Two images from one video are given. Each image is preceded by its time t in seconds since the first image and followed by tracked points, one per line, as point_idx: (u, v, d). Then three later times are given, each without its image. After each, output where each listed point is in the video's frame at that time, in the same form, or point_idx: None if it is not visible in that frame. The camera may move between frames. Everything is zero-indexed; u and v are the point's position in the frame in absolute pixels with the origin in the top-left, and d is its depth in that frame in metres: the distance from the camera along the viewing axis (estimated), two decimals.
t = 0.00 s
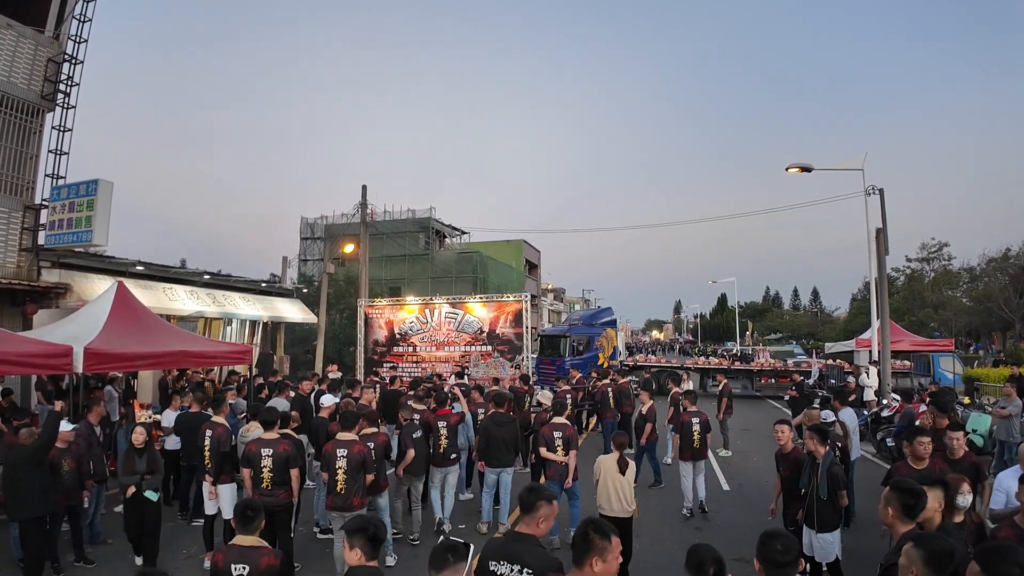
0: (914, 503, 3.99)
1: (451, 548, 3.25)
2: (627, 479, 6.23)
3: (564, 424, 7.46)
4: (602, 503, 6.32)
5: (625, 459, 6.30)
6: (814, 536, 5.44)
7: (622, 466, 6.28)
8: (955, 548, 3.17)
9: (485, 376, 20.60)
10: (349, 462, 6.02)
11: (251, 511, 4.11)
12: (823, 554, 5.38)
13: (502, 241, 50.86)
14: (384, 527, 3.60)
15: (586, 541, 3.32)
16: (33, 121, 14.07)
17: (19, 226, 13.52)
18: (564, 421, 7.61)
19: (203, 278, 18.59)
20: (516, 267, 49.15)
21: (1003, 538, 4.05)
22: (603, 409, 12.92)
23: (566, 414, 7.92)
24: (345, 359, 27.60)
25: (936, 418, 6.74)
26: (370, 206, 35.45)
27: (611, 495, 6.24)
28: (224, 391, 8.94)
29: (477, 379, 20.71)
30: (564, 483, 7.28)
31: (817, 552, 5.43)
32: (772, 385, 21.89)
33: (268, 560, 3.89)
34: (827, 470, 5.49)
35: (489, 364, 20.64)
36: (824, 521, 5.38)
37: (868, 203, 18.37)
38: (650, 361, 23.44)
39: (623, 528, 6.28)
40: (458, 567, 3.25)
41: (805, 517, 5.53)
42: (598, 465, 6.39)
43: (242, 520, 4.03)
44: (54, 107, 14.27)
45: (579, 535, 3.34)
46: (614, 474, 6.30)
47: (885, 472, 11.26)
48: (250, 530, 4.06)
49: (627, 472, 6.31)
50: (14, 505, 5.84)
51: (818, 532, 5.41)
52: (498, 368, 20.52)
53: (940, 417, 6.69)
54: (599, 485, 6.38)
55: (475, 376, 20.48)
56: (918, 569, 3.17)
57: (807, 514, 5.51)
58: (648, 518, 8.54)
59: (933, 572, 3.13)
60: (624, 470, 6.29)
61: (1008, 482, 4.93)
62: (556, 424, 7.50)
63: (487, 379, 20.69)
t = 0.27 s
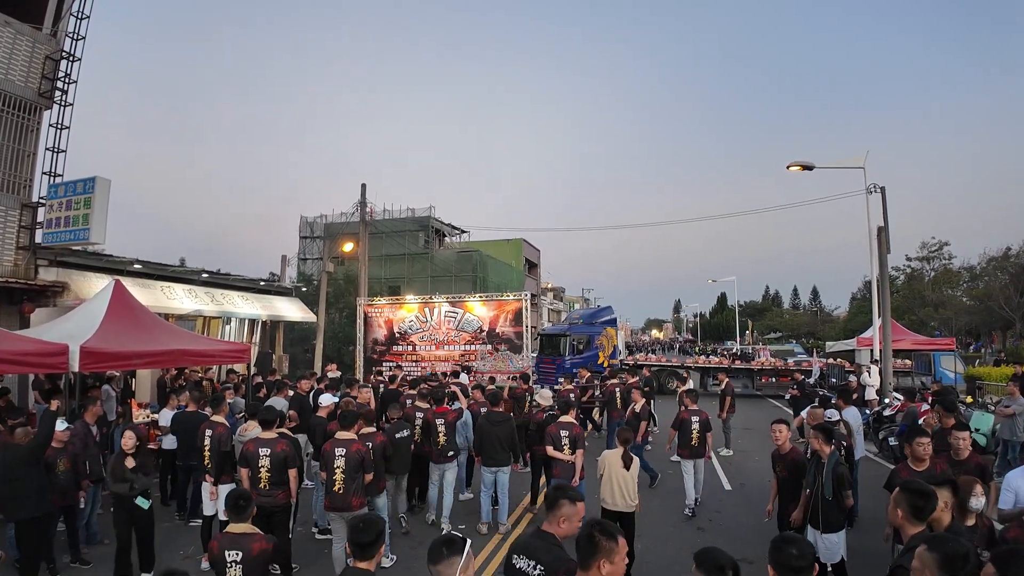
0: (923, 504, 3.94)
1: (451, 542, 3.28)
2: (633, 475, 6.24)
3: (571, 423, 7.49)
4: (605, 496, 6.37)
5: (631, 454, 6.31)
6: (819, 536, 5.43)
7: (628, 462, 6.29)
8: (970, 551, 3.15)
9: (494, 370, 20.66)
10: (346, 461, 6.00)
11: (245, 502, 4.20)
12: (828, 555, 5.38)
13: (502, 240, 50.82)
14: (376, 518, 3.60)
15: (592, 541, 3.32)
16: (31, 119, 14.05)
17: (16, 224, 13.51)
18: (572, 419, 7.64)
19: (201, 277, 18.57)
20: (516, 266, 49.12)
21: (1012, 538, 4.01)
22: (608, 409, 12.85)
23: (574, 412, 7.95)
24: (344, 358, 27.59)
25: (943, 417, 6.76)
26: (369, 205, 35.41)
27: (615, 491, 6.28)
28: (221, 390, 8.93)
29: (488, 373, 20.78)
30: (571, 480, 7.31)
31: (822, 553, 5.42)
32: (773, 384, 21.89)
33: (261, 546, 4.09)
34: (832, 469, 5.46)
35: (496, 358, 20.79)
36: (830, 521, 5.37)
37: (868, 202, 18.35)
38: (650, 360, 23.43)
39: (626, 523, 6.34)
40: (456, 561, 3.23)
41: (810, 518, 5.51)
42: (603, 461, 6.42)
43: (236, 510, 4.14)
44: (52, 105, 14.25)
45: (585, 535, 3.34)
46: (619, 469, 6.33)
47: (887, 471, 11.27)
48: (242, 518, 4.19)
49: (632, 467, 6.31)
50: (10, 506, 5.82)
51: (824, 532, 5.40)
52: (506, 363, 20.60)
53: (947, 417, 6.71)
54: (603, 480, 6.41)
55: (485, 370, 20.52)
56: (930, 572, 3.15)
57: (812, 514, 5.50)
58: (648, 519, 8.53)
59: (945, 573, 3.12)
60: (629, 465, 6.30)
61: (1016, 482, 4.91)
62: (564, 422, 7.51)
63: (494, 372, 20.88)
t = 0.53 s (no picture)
0: (937, 512, 3.86)
1: (459, 546, 3.26)
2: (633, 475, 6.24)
3: (581, 424, 7.58)
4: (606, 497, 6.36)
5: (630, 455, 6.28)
6: (824, 540, 5.42)
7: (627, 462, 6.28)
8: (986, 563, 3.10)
9: (501, 375, 20.24)
10: (348, 465, 5.98)
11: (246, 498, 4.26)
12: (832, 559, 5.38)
13: (503, 240, 50.80)
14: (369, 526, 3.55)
15: (599, 550, 3.28)
16: (27, 117, 14.03)
17: (13, 223, 13.50)
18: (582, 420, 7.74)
19: (199, 277, 18.54)
20: (516, 266, 49.10)
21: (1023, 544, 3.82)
22: (611, 410, 12.83)
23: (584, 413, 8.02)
24: (344, 358, 27.58)
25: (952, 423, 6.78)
26: (369, 204, 35.38)
27: (618, 492, 6.27)
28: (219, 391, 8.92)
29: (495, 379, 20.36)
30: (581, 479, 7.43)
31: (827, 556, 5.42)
32: (774, 384, 21.87)
33: (263, 540, 4.15)
34: (838, 472, 5.40)
35: (505, 364, 20.57)
36: (835, 525, 5.35)
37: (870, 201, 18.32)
38: (651, 360, 23.42)
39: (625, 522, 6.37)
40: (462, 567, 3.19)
41: (815, 521, 5.50)
42: (602, 462, 6.38)
43: (237, 507, 4.16)
44: (49, 103, 14.23)
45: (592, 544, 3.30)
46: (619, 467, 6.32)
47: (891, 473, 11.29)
48: (242, 515, 4.24)
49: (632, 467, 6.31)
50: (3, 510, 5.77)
51: (828, 537, 5.38)
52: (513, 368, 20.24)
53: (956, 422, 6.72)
54: (604, 480, 6.37)
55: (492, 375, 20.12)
56: None
57: (817, 517, 5.49)
58: (649, 521, 8.52)
59: None
60: (629, 466, 6.29)
61: None
62: (573, 423, 7.62)
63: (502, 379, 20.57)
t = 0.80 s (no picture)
0: (951, 517, 3.74)
1: (480, 549, 3.23)
2: (623, 476, 6.38)
3: (582, 425, 7.62)
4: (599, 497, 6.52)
5: (621, 456, 6.43)
6: (829, 544, 5.40)
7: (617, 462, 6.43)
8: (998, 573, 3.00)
9: (508, 372, 19.67)
10: (355, 468, 5.98)
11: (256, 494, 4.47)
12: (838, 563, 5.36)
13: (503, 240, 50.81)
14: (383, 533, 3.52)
15: (605, 561, 3.12)
16: (25, 117, 14.03)
17: (10, 224, 13.49)
18: (585, 421, 7.77)
19: (198, 277, 18.52)
20: (516, 266, 49.09)
21: None
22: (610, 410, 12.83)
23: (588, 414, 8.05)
24: (343, 358, 27.57)
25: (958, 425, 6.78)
26: (369, 205, 35.36)
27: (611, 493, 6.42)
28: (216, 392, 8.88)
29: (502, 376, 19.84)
30: (578, 479, 7.42)
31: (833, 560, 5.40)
32: (775, 384, 21.86)
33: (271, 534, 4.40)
34: (843, 476, 5.35)
35: (511, 358, 20.01)
36: (840, 529, 5.34)
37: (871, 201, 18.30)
38: (652, 360, 23.42)
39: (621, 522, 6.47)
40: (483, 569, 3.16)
41: (821, 524, 5.48)
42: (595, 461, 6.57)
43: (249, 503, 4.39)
44: (46, 103, 14.22)
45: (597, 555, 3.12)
46: (609, 469, 6.47)
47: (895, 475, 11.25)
48: (254, 509, 4.46)
49: (621, 468, 6.45)
50: None
51: (833, 541, 5.36)
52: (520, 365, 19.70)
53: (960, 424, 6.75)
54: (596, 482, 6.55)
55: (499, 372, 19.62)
56: None
57: (823, 521, 5.47)
58: (649, 523, 8.52)
59: None
60: (619, 466, 6.43)
61: None
62: (576, 423, 7.67)
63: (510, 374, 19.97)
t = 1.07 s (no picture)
0: (962, 523, 3.67)
1: (499, 550, 3.21)
2: (616, 477, 6.39)
3: (580, 425, 7.61)
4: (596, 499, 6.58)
5: (612, 457, 6.43)
6: (832, 547, 5.40)
7: (609, 464, 6.43)
8: None
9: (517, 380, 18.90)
10: (364, 470, 5.98)
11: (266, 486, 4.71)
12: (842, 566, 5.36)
13: (503, 240, 50.83)
14: (402, 536, 3.49)
15: (609, 566, 3.08)
16: (23, 117, 14.03)
17: (8, 224, 13.49)
18: (584, 422, 7.75)
19: (197, 278, 18.52)
20: (516, 266, 49.10)
21: None
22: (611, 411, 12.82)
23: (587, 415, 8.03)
24: (343, 359, 27.58)
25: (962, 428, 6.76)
26: (368, 205, 35.37)
27: (603, 492, 6.46)
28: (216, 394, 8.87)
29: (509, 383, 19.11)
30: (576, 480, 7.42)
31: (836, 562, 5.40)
32: (776, 385, 21.84)
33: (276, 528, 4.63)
34: (847, 479, 5.37)
35: (519, 364, 19.45)
36: (844, 532, 5.32)
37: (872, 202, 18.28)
38: (652, 361, 23.41)
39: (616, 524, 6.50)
40: (501, 568, 3.14)
41: (824, 527, 5.47)
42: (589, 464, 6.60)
43: (259, 494, 4.65)
44: (45, 102, 14.23)
45: (603, 562, 3.08)
46: (602, 471, 6.50)
47: (897, 477, 11.22)
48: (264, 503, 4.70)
49: (615, 470, 6.45)
50: None
51: (837, 544, 5.36)
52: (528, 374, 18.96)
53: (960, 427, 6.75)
54: (591, 484, 6.60)
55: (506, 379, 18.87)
56: None
57: (826, 524, 5.46)
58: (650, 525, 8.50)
59: None
60: (611, 468, 6.43)
61: None
62: (575, 424, 7.67)
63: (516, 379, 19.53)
